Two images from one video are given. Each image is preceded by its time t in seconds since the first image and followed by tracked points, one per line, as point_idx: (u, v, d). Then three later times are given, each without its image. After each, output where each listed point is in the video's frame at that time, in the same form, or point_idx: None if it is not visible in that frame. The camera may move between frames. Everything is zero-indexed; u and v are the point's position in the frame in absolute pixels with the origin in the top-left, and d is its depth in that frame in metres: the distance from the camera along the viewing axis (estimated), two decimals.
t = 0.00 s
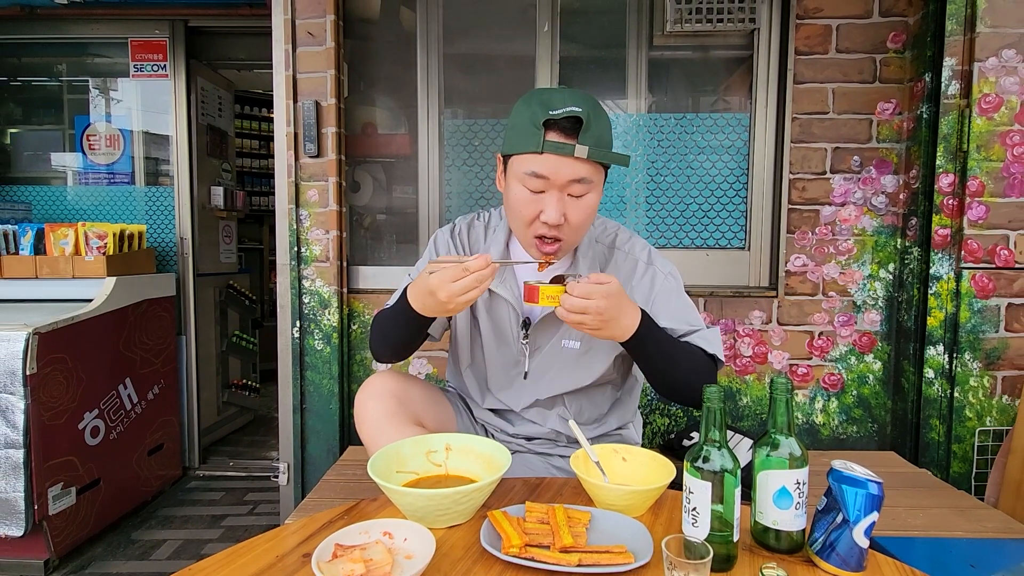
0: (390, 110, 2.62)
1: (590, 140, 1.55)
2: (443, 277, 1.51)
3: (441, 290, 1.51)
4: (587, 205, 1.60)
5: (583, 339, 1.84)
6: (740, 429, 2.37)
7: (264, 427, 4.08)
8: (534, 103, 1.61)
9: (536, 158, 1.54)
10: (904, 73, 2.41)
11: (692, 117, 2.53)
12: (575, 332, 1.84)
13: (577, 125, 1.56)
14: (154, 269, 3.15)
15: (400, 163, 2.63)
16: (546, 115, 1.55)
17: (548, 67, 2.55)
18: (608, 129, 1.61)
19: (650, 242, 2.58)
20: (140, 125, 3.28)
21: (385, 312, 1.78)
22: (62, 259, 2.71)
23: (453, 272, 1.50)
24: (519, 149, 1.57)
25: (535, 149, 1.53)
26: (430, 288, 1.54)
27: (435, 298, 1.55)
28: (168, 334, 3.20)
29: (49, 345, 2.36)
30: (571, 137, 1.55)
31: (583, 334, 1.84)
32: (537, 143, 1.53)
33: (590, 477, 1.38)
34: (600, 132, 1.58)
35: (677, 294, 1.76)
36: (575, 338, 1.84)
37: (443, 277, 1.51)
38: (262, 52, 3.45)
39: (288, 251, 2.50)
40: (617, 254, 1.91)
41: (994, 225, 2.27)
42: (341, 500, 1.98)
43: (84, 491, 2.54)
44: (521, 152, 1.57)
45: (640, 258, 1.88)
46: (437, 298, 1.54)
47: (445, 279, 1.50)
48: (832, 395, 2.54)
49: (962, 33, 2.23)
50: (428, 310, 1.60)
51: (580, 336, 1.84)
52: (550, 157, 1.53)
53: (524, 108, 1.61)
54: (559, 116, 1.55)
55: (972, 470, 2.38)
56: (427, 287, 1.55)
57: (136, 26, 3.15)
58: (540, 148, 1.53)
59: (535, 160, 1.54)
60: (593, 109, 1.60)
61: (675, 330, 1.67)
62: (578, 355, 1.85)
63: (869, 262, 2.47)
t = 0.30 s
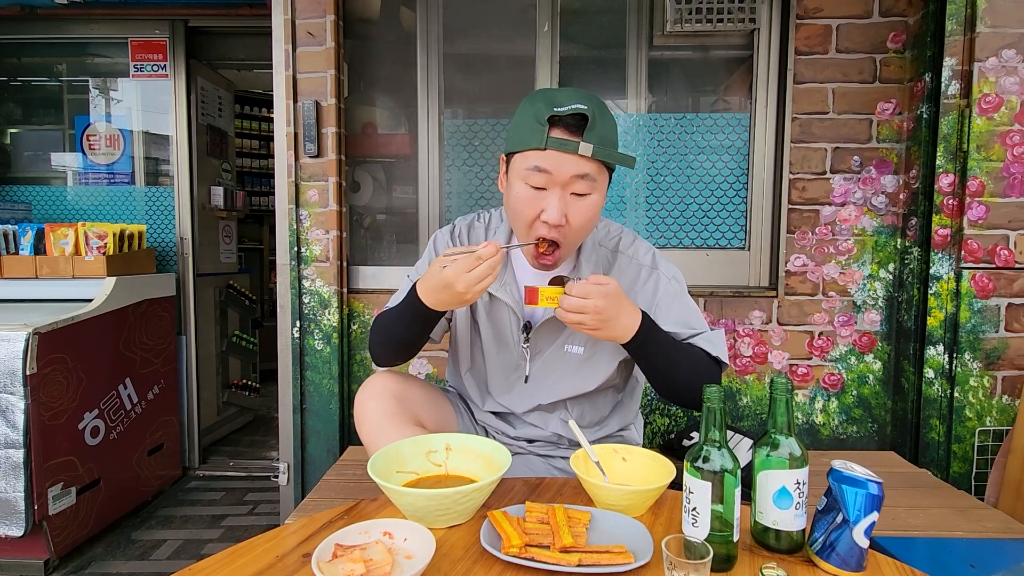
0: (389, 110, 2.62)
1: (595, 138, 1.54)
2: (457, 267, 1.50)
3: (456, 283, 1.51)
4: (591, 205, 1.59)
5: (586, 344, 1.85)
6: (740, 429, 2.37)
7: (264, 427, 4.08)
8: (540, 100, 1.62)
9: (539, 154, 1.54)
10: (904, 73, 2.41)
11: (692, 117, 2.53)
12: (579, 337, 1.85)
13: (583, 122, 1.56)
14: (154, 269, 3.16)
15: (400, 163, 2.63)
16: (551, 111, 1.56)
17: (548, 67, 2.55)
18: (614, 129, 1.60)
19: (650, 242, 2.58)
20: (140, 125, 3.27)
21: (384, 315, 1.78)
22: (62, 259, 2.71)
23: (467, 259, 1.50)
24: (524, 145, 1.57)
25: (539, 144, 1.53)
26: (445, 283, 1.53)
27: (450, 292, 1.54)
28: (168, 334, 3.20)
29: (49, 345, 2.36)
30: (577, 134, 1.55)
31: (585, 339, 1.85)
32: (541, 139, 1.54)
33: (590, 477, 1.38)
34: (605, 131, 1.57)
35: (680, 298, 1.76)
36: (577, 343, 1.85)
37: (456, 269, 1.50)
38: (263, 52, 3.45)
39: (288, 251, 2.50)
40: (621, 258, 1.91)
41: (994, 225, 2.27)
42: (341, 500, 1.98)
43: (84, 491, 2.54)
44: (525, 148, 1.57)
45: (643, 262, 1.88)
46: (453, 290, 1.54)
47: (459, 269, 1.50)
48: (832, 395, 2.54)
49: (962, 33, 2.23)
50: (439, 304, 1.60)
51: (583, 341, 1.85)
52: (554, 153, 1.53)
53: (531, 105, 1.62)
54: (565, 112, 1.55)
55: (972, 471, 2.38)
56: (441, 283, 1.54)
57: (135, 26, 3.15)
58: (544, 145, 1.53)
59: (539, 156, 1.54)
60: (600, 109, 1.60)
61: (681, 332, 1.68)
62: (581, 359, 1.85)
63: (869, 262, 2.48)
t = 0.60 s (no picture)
0: (389, 110, 2.62)
1: (598, 141, 1.54)
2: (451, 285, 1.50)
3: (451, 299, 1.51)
4: (592, 209, 1.58)
5: (588, 344, 1.84)
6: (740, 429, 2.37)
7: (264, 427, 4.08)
8: (543, 101, 1.62)
9: (541, 157, 1.53)
10: (904, 73, 2.41)
11: (693, 117, 2.53)
12: (580, 338, 1.85)
13: (585, 126, 1.56)
14: (154, 269, 3.16)
15: (400, 163, 2.63)
16: (554, 114, 1.56)
17: (548, 67, 2.55)
18: (616, 132, 1.60)
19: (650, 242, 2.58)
20: (140, 125, 3.27)
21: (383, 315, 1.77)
22: (62, 259, 2.71)
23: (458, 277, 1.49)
24: (526, 147, 1.57)
25: (541, 146, 1.53)
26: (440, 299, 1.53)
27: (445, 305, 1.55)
28: (168, 334, 3.20)
29: (49, 345, 2.36)
30: (579, 137, 1.55)
31: (587, 339, 1.84)
32: (543, 142, 1.53)
33: (590, 477, 1.38)
34: (607, 134, 1.57)
35: (684, 297, 1.76)
36: (579, 344, 1.85)
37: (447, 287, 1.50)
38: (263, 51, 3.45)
39: (288, 251, 2.50)
40: (623, 258, 1.91)
41: (994, 225, 2.27)
42: (341, 500, 1.98)
43: (83, 491, 2.54)
44: (527, 150, 1.57)
45: (646, 261, 1.88)
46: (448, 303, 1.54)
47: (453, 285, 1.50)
48: (832, 395, 2.54)
49: (962, 33, 2.23)
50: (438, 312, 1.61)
51: (585, 341, 1.85)
52: (556, 157, 1.52)
53: (533, 106, 1.62)
54: (567, 115, 1.55)
55: (972, 471, 2.38)
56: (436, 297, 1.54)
57: (135, 26, 3.15)
58: (545, 147, 1.53)
59: (541, 159, 1.53)
60: (603, 112, 1.60)
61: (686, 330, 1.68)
62: (582, 360, 1.86)
63: (869, 262, 2.48)
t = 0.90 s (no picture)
0: (389, 110, 2.62)
1: (594, 144, 1.54)
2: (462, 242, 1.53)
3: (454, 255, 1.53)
4: (592, 210, 1.59)
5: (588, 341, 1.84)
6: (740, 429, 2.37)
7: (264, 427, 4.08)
8: (536, 106, 1.60)
9: (539, 165, 1.54)
10: (904, 73, 2.41)
11: (692, 117, 2.53)
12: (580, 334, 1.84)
13: (582, 130, 1.55)
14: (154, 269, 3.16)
15: (400, 163, 2.63)
16: (549, 121, 1.54)
17: (548, 67, 2.55)
18: (612, 132, 1.60)
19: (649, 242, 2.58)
20: (140, 125, 3.27)
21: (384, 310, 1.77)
22: (62, 258, 2.71)
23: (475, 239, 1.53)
24: (522, 155, 1.56)
25: (538, 155, 1.53)
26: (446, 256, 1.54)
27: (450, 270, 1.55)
28: (168, 334, 3.20)
29: (49, 345, 2.36)
30: (575, 142, 1.55)
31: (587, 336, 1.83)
32: (540, 150, 1.53)
33: (590, 477, 1.38)
34: (604, 136, 1.57)
35: (684, 296, 1.76)
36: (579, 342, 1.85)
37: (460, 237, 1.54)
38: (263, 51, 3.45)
39: (288, 251, 2.50)
40: (622, 256, 1.91)
41: (994, 225, 2.27)
42: (341, 500, 1.98)
43: (83, 491, 2.54)
44: (524, 158, 1.56)
45: (646, 260, 1.88)
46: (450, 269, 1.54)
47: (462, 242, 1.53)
48: (832, 395, 2.54)
49: (962, 33, 2.23)
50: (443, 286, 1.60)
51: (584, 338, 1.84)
52: (554, 164, 1.53)
53: (527, 112, 1.60)
54: (562, 121, 1.54)
55: (972, 471, 2.38)
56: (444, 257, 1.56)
57: (135, 26, 3.15)
58: (544, 155, 1.53)
59: (539, 168, 1.54)
60: (597, 112, 1.59)
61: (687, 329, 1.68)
62: (582, 356, 1.86)
63: (869, 262, 2.48)
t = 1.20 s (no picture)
0: (389, 110, 2.62)
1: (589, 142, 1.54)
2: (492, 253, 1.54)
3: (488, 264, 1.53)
4: (588, 207, 1.59)
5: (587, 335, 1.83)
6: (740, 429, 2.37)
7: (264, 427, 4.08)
8: (530, 105, 1.60)
9: (536, 163, 1.53)
10: (904, 73, 2.41)
11: (692, 117, 2.53)
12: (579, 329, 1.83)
13: (576, 128, 1.55)
14: (154, 269, 3.16)
15: (400, 163, 2.63)
16: (546, 119, 1.54)
17: (548, 67, 2.55)
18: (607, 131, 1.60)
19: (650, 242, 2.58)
20: (140, 125, 3.28)
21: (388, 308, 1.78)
22: (62, 258, 2.71)
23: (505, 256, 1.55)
24: (518, 154, 1.55)
25: (535, 153, 1.52)
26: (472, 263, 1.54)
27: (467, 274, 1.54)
28: (168, 334, 3.20)
29: (49, 345, 2.36)
30: (572, 140, 1.54)
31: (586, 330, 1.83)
32: (536, 148, 1.52)
33: (590, 477, 1.38)
34: (599, 133, 1.57)
35: (680, 292, 1.76)
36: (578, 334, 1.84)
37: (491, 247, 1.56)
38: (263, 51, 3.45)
39: (288, 251, 2.50)
40: (619, 253, 1.90)
41: (994, 225, 2.27)
42: (341, 500, 1.98)
43: (83, 491, 2.54)
44: (520, 157, 1.56)
45: (643, 257, 1.89)
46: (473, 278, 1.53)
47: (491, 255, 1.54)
48: (832, 395, 2.54)
49: (962, 33, 2.23)
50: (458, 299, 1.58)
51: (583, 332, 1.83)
52: (550, 162, 1.52)
53: (521, 113, 1.60)
54: (557, 120, 1.53)
55: (972, 471, 2.38)
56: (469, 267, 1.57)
57: (135, 26, 3.15)
58: (540, 153, 1.52)
59: (535, 166, 1.53)
60: (590, 109, 1.59)
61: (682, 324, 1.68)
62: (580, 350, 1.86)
63: (869, 262, 2.48)
